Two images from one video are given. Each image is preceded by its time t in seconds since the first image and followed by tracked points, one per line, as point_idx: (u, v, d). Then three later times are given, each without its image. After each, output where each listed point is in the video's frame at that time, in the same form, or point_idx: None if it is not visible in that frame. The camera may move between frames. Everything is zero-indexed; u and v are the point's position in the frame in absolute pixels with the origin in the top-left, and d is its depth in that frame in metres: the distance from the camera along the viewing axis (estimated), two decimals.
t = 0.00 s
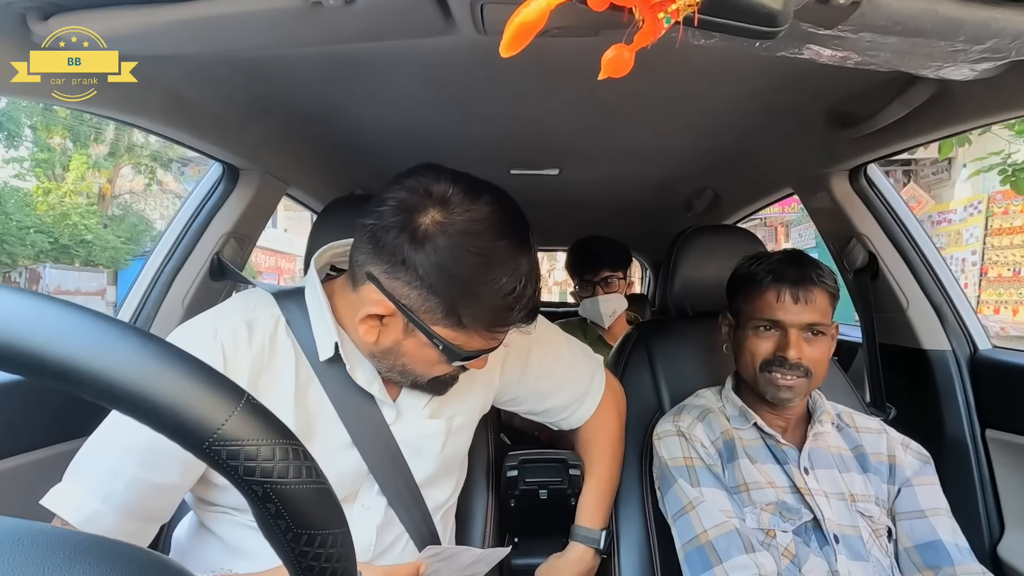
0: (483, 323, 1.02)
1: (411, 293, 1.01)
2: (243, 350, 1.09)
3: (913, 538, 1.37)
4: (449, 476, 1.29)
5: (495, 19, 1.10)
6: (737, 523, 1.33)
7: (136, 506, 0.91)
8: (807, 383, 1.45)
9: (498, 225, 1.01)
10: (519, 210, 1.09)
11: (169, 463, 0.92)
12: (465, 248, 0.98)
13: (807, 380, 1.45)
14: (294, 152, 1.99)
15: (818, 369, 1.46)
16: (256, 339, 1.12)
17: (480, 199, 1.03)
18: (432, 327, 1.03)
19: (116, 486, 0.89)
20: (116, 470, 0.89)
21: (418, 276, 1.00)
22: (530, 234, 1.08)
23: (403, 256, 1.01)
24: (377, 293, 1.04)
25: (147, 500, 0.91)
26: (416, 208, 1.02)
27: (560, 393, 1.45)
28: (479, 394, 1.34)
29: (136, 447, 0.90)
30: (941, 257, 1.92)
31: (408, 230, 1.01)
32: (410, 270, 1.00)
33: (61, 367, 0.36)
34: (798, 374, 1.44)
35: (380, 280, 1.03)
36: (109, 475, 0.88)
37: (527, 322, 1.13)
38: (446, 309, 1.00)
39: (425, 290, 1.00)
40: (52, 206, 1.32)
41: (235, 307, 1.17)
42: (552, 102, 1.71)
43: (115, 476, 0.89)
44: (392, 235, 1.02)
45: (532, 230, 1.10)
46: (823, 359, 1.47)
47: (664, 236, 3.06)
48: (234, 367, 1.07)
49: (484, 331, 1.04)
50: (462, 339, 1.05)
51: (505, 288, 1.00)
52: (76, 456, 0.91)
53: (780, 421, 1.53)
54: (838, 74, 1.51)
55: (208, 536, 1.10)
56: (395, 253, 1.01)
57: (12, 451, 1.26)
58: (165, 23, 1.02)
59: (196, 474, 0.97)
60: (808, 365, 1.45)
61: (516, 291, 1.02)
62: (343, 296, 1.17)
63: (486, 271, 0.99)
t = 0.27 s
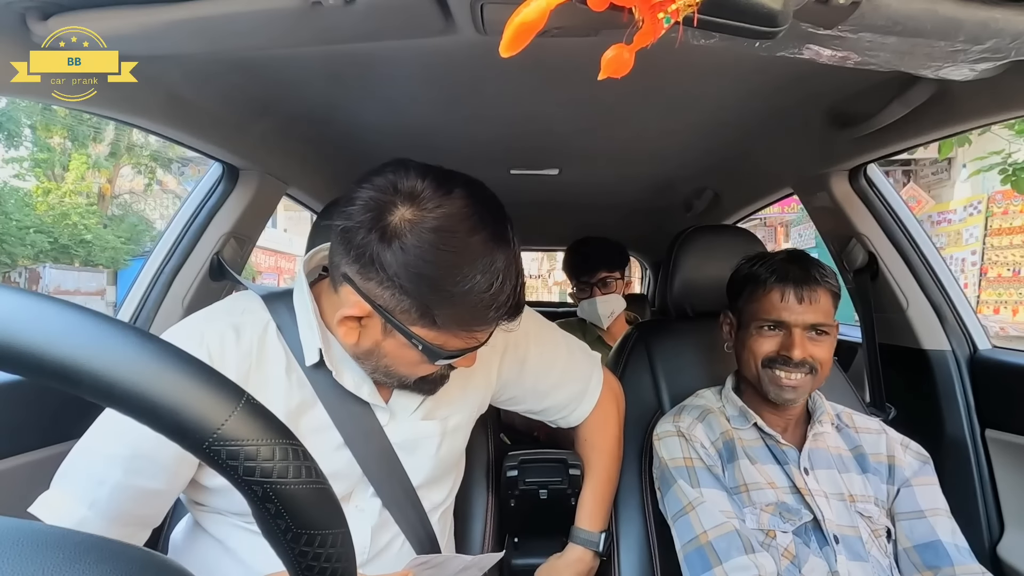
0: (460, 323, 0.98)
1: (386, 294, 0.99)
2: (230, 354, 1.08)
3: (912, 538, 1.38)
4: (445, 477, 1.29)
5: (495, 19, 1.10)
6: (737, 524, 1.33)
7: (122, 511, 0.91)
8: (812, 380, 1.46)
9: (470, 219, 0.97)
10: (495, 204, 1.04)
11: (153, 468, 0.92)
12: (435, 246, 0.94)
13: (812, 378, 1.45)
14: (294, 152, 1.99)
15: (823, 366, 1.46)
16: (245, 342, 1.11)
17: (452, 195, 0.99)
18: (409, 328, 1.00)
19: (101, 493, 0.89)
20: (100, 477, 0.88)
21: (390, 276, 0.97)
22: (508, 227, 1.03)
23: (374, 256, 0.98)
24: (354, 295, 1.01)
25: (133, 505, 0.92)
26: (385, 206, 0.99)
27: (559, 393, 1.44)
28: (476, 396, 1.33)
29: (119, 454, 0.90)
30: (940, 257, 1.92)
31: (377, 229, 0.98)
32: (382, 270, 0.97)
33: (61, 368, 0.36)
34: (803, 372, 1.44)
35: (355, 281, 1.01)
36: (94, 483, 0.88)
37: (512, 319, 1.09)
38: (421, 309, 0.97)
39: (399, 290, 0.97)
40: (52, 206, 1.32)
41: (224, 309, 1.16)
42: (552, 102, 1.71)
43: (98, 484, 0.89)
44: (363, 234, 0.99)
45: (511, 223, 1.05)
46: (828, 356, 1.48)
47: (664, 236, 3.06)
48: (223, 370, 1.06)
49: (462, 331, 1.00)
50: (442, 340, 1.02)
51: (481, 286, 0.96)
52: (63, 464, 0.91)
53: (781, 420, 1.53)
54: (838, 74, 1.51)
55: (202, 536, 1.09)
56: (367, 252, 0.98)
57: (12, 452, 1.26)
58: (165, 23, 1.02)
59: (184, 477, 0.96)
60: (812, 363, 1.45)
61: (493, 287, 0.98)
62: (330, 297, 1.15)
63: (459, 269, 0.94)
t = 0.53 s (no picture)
0: (462, 322, 0.98)
1: (388, 293, 0.99)
2: (232, 353, 1.08)
3: (912, 538, 1.38)
4: (444, 477, 1.29)
5: (495, 19, 1.10)
6: (736, 524, 1.33)
7: (125, 512, 0.91)
8: (813, 378, 1.45)
9: (473, 219, 0.97)
10: (497, 203, 1.04)
11: (155, 467, 0.92)
12: (436, 245, 0.94)
13: (813, 376, 1.45)
14: (294, 152, 1.99)
15: (823, 363, 1.46)
16: (246, 341, 1.11)
17: (453, 194, 0.99)
18: (411, 327, 1.00)
19: (105, 493, 0.89)
20: (103, 478, 0.88)
21: (392, 274, 0.97)
22: (510, 226, 1.03)
23: (376, 254, 0.98)
24: (356, 294, 1.02)
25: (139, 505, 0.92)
26: (386, 205, 0.99)
27: (560, 391, 1.44)
28: (477, 395, 1.33)
29: (121, 454, 0.90)
30: (940, 257, 1.92)
31: (379, 228, 0.98)
32: (384, 269, 0.97)
33: (60, 367, 0.36)
34: (804, 370, 1.44)
35: (357, 280, 1.01)
36: (97, 483, 0.88)
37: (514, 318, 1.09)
38: (423, 308, 0.97)
39: (401, 289, 0.97)
40: (51, 206, 1.32)
41: (225, 309, 1.16)
42: (552, 102, 1.71)
43: (103, 484, 0.89)
44: (364, 233, 0.99)
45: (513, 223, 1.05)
46: (829, 353, 1.48)
47: (663, 236, 3.06)
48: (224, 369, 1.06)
49: (465, 330, 1.00)
50: (445, 338, 1.02)
51: (483, 284, 0.96)
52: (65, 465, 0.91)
53: (781, 420, 1.53)
54: (838, 75, 1.51)
55: (202, 537, 1.09)
56: (368, 251, 0.98)
57: (11, 452, 1.26)
58: (164, 23, 1.02)
59: (186, 476, 0.96)
60: (813, 360, 1.45)
61: (495, 286, 0.98)
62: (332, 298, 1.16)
63: (460, 268, 0.94)
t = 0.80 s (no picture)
0: (445, 335, 0.95)
1: (370, 305, 0.96)
2: (225, 358, 1.07)
3: (912, 538, 1.38)
4: (443, 479, 1.29)
5: (495, 19, 1.10)
6: (736, 524, 1.33)
7: (117, 518, 0.91)
8: (811, 378, 1.45)
9: (455, 229, 0.92)
10: (485, 210, 0.99)
11: (147, 475, 0.92)
12: (415, 258, 0.90)
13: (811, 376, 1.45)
14: (293, 152, 1.99)
15: (821, 364, 1.46)
16: (240, 345, 1.11)
17: (437, 202, 0.95)
18: (395, 339, 0.98)
19: (98, 500, 0.89)
20: (97, 484, 0.88)
21: (372, 286, 0.94)
22: (498, 235, 0.98)
23: (357, 265, 0.95)
24: (340, 304, 1.00)
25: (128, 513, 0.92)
26: (368, 214, 0.95)
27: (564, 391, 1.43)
28: (476, 397, 1.33)
29: (116, 460, 0.90)
30: (940, 256, 1.92)
31: (359, 238, 0.95)
32: (365, 281, 0.95)
33: (60, 368, 0.36)
34: (802, 370, 1.44)
35: (340, 290, 0.99)
36: (91, 490, 0.88)
37: (507, 328, 1.05)
38: (404, 321, 0.95)
39: (382, 301, 0.94)
40: (51, 206, 1.32)
41: (218, 314, 1.15)
42: (551, 102, 1.71)
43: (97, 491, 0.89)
44: (346, 243, 0.96)
45: (503, 230, 1.01)
46: (827, 353, 1.48)
47: (663, 236, 3.06)
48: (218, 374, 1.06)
49: (448, 343, 0.97)
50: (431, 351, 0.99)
51: (466, 298, 0.92)
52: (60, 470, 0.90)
53: (780, 420, 1.53)
54: (837, 75, 1.51)
55: (201, 539, 1.09)
56: (349, 262, 0.96)
57: (12, 452, 1.26)
58: (164, 23, 1.02)
59: (178, 484, 0.96)
60: (811, 360, 1.45)
61: (481, 299, 0.94)
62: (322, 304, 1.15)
63: (440, 281, 0.91)
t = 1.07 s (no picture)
0: (434, 334, 0.94)
1: (360, 304, 0.96)
2: (221, 359, 1.07)
3: (911, 538, 1.38)
4: (442, 479, 1.29)
5: (495, 19, 1.10)
6: (736, 524, 1.33)
7: (114, 522, 0.91)
8: (800, 383, 1.45)
9: (443, 226, 0.92)
10: (475, 208, 0.98)
11: (143, 478, 0.92)
12: (402, 256, 0.89)
13: (800, 381, 1.45)
14: (293, 152, 1.99)
15: (811, 368, 1.45)
16: (236, 347, 1.11)
17: (425, 200, 0.94)
18: (385, 338, 0.97)
19: (94, 504, 0.89)
20: (92, 489, 0.88)
21: (361, 285, 0.93)
22: (488, 232, 0.97)
23: (345, 264, 0.95)
24: (332, 303, 1.00)
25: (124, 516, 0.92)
26: (356, 212, 0.95)
27: (563, 388, 1.42)
28: (474, 397, 1.33)
29: (111, 465, 0.89)
30: (940, 256, 1.92)
31: (347, 236, 0.94)
32: (354, 279, 0.94)
33: (60, 368, 0.36)
34: (790, 374, 1.44)
35: (330, 289, 0.98)
36: (86, 494, 0.88)
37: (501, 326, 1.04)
38: (393, 319, 0.94)
39: (371, 300, 0.94)
40: (51, 206, 1.32)
41: (213, 315, 1.14)
42: (551, 102, 1.71)
43: (92, 495, 0.89)
44: (336, 241, 0.96)
45: (494, 228, 1.00)
46: (817, 358, 1.47)
47: (663, 236, 3.06)
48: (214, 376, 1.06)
49: (439, 342, 0.96)
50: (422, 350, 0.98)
51: (454, 296, 0.91)
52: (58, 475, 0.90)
53: (780, 419, 1.53)
54: (837, 75, 1.51)
55: (199, 539, 1.10)
56: (338, 261, 0.95)
57: (12, 452, 1.26)
58: (164, 23, 1.02)
59: (175, 487, 0.96)
60: (800, 365, 1.44)
61: (470, 297, 0.93)
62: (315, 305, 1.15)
63: (428, 279, 0.90)
